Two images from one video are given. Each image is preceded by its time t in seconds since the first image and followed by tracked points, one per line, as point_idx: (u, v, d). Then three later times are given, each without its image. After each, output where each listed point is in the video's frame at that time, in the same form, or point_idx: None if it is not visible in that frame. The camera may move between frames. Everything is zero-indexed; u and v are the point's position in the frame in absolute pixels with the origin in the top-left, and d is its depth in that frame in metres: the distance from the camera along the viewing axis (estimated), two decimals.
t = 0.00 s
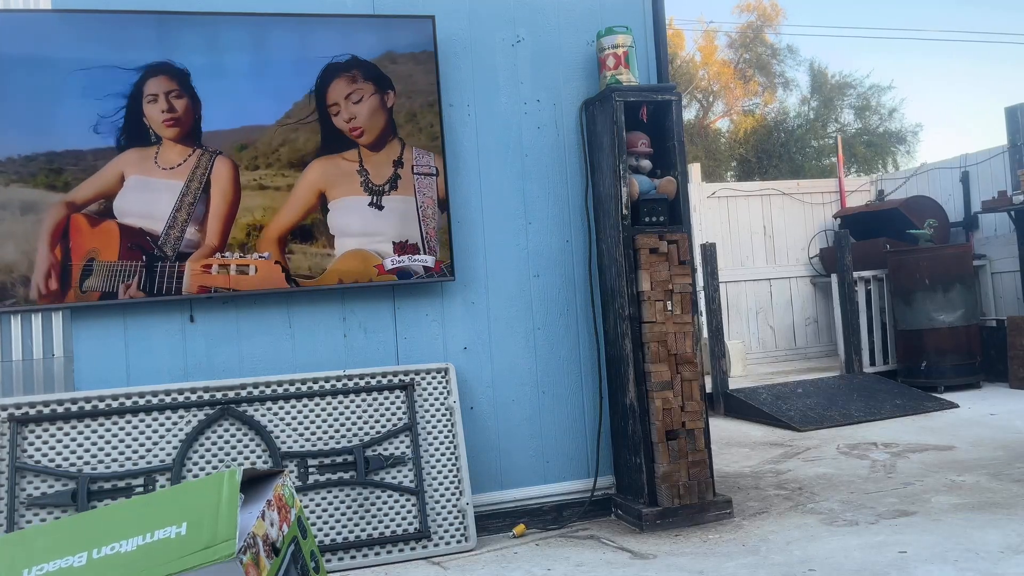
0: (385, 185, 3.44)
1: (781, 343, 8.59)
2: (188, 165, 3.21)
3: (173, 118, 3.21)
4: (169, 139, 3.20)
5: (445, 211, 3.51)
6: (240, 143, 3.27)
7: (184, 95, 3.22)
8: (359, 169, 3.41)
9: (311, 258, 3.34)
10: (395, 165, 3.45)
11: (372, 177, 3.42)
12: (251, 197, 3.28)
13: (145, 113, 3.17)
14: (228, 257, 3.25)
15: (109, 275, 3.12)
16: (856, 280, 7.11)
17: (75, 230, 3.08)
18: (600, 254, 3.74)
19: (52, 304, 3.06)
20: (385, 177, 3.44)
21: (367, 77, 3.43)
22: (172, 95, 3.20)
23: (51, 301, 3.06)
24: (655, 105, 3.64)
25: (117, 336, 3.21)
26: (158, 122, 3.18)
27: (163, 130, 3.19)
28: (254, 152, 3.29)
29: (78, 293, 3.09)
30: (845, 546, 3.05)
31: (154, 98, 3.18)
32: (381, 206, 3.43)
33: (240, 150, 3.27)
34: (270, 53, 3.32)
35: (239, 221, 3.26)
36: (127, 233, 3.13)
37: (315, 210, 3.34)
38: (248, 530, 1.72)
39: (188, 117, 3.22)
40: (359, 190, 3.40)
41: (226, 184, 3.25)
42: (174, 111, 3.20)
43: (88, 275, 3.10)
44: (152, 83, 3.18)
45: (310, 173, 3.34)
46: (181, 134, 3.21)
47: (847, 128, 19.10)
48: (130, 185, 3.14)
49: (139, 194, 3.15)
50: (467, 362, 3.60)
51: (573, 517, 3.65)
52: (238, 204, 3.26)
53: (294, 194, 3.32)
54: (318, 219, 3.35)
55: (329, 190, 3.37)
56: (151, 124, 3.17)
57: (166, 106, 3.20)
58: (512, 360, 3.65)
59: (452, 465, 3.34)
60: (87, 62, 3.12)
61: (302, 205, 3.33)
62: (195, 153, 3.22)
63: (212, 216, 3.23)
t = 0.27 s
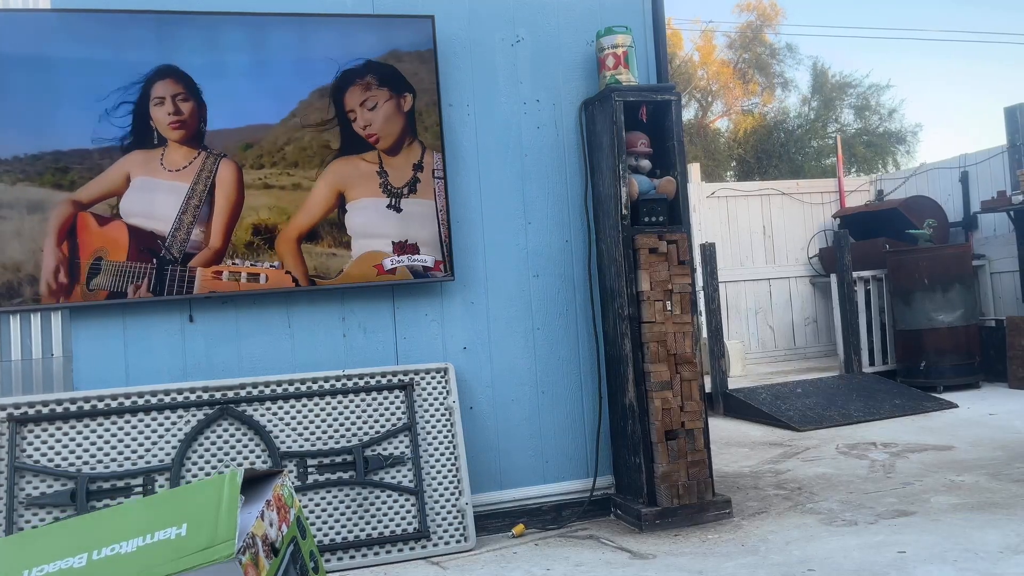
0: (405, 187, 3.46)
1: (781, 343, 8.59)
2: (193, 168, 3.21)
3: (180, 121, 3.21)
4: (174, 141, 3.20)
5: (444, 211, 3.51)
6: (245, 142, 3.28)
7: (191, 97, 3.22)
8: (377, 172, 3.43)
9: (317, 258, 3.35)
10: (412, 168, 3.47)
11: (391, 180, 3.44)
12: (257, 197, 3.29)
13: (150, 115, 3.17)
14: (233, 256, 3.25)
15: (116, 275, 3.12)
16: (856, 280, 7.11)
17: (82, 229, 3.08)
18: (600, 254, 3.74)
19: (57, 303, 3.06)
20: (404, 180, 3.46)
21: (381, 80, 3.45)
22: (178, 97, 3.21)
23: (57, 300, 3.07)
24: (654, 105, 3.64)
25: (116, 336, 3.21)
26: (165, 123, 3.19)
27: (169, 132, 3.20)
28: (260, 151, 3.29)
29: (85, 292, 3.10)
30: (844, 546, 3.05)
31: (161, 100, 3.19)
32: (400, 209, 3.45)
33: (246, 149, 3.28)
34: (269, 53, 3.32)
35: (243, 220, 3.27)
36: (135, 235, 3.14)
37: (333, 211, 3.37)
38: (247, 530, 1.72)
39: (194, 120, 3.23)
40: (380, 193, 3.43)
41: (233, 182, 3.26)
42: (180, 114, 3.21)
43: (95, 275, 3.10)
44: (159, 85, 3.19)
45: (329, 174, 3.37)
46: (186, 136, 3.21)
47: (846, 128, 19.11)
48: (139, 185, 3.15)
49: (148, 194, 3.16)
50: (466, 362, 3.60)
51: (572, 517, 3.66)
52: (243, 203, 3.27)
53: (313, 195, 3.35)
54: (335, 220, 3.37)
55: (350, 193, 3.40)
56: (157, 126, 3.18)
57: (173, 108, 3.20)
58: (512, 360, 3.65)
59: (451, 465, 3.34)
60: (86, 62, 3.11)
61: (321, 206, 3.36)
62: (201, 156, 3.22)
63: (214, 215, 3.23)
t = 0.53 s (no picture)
0: (420, 189, 3.47)
1: (780, 343, 8.59)
2: (188, 168, 3.21)
3: (174, 119, 3.20)
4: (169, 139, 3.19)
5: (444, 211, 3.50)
6: (251, 141, 3.28)
7: (187, 97, 3.21)
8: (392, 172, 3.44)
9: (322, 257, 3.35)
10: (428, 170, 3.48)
11: (407, 181, 3.46)
12: (261, 196, 3.29)
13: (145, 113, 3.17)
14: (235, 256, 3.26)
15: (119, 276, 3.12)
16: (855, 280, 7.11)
17: (87, 229, 3.08)
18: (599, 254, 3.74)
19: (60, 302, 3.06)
20: (420, 182, 3.47)
21: (397, 80, 3.46)
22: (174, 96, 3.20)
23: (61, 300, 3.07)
24: (654, 105, 3.64)
25: (116, 335, 3.21)
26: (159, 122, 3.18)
27: (163, 131, 3.19)
28: (265, 150, 3.30)
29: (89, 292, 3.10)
30: (843, 546, 3.05)
31: (156, 99, 3.18)
32: (416, 211, 3.47)
33: (250, 148, 3.28)
34: (269, 52, 3.31)
35: (248, 219, 3.28)
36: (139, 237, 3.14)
37: (347, 211, 3.38)
38: (245, 530, 1.72)
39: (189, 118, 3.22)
40: (394, 194, 3.44)
41: (237, 181, 3.26)
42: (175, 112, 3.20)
43: (99, 276, 3.10)
44: (155, 82, 3.18)
45: (345, 174, 3.39)
46: (181, 134, 3.21)
47: (846, 128, 19.11)
48: (141, 186, 3.15)
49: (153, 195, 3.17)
50: (466, 361, 3.60)
51: (571, 517, 3.66)
52: (248, 202, 3.28)
53: (329, 194, 3.37)
54: (349, 220, 3.38)
55: (364, 193, 3.41)
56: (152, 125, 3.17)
57: (167, 106, 3.19)
58: (511, 360, 3.65)
59: (451, 465, 3.34)
60: (85, 62, 3.11)
61: (336, 206, 3.37)
62: (196, 155, 3.22)
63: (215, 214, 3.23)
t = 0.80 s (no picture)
0: (417, 189, 3.47)
1: (779, 342, 8.59)
2: (173, 168, 3.19)
3: (159, 119, 3.19)
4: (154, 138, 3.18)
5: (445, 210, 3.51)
6: (256, 141, 3.29)
7: (172, 96, 3.20)
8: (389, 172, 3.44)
9: (327, 257, 3.36)
10: (426, 170, 3.48)
11: (404, 181, 3.45)
12: (267, 195, 3.30)
13: (130, 114, 3.15)
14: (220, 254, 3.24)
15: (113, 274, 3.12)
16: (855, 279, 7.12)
17: (79, 228, 3.08)
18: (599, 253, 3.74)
19: (54, 302, 3.06)
20: (417, 182, 3.47)
21: (395, 79, 3.46)
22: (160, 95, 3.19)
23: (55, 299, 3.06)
24: (653, 105, 3.64)
25: (115, 334, 3.21)
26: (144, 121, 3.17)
27: (148, 131, 3.17)
28: (271, 149, 3.31)
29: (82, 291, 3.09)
30: (843, 546, 3.05)
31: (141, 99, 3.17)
32: (413, 211, 3.47)
33: (256, 147, 3.29)
34: (268, 52, 3.31)
35: (254, 218, 3.28)
36: (131, 236, 3.14)
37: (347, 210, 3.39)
38: (246, 529, 1.72)
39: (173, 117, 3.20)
40: (393, 194, 3.44)
41: (243, 180, 3.27)
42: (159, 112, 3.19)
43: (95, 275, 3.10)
44: (140, 82, 3.16)
45: (344, 174, 3.39)
46: (166, 133, 3.19)
47: (846, 127, 19.11)
48: (130, 186, 3.14)
49: (144, 194, 3.16)
50: (465, 361, 3.60)
51: (571, 517, 3.66)
52: (254, 201, 3.29)
53: (329, 194, 3.37)
54: (349, 220, 3.39)
55: (364, 193, 3.41)
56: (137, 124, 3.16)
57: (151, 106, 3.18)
58: (511, 359, 3.65)
59: (450, 464, 3.35)
60: (84, 61, 3.11)
61: (336, 205, 3.38)
62: (181, 154, 3.20)
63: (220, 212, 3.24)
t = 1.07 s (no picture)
0: (404, 191, 3.46)
1: (779, 342, 8.60)
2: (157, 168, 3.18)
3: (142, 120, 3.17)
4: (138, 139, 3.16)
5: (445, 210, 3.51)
6: (263, 140, 3.29)
7: (154, 100, 3.18)
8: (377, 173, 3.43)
9: (332, 256, 3.37)
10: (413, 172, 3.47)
11: (391, 182, 3.44)
12: (273, 195, 3.31)
13: (113, 115, 3.13)
14: (202, 253, 3.22)
15: (102, 272, 3.11)
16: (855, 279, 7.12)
17: (65, 229, 3.07)
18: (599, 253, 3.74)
19: (42, 301, 3.05)
20: (404, 184, 3.46)
21: (384, 83, 3.45)
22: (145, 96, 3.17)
23: (41, 298, 3.05)
24: (654, 104, 3.64)
25: (115, 334, 3.21)
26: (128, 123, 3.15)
27: (132, 132, 3.16)
28: (277, 148, 3.31)
29: (71, 289, 3.09)
30: (843, 545, 3.05)
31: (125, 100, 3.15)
32: (401, 213, 3.46)
33: (263, 146, 3.29)
34: (268, 52, 3.31)
35: (260, 218, 3.29)
36: (115, 237, 3.13)
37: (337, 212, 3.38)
38: (247, 529, 1.72)
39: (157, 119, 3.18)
40: (381, 195, 3.43)
41: (249, 180, 3.28)
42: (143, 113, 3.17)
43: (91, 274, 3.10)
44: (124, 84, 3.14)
45: (333, 176, 3.37)
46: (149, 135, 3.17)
47: (846, 127, 19.11)
48: (114, 187, 3.13)
49: (127, 196, 3.15)
50: (465, 361, 3.60)
51: (571, 516, 3.66)
52: (260, 201, 3.29)
53: (319, 196, 3.36)
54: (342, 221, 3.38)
55: (353, 196, 3.40)
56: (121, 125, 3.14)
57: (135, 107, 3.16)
58: (511, 359, 3.65)
59: (450, 464, 3.35)
60: (83, 61, 3.11)
61: (327, 207, 3.37)
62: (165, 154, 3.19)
63: (227, 212, 3.25)
